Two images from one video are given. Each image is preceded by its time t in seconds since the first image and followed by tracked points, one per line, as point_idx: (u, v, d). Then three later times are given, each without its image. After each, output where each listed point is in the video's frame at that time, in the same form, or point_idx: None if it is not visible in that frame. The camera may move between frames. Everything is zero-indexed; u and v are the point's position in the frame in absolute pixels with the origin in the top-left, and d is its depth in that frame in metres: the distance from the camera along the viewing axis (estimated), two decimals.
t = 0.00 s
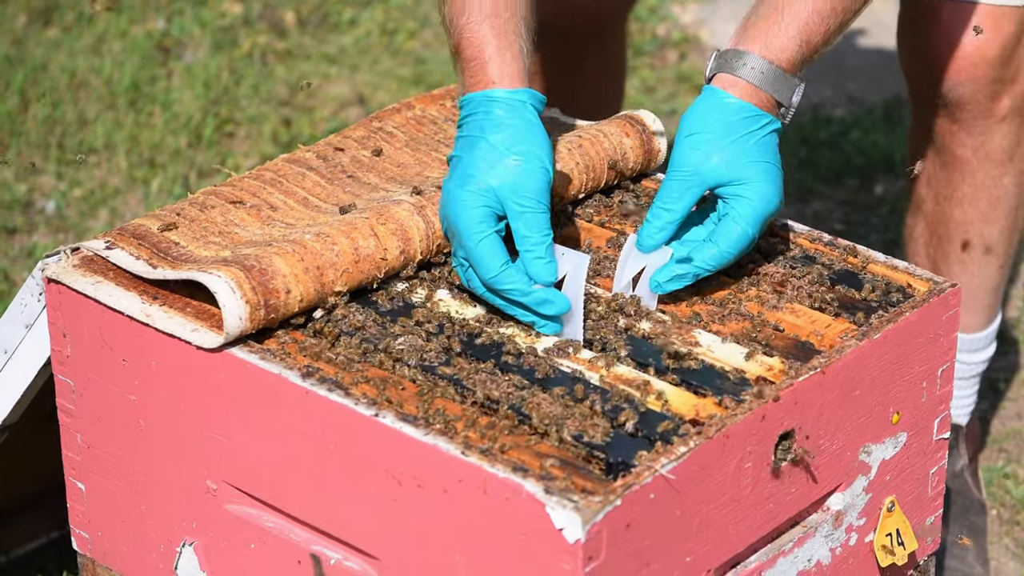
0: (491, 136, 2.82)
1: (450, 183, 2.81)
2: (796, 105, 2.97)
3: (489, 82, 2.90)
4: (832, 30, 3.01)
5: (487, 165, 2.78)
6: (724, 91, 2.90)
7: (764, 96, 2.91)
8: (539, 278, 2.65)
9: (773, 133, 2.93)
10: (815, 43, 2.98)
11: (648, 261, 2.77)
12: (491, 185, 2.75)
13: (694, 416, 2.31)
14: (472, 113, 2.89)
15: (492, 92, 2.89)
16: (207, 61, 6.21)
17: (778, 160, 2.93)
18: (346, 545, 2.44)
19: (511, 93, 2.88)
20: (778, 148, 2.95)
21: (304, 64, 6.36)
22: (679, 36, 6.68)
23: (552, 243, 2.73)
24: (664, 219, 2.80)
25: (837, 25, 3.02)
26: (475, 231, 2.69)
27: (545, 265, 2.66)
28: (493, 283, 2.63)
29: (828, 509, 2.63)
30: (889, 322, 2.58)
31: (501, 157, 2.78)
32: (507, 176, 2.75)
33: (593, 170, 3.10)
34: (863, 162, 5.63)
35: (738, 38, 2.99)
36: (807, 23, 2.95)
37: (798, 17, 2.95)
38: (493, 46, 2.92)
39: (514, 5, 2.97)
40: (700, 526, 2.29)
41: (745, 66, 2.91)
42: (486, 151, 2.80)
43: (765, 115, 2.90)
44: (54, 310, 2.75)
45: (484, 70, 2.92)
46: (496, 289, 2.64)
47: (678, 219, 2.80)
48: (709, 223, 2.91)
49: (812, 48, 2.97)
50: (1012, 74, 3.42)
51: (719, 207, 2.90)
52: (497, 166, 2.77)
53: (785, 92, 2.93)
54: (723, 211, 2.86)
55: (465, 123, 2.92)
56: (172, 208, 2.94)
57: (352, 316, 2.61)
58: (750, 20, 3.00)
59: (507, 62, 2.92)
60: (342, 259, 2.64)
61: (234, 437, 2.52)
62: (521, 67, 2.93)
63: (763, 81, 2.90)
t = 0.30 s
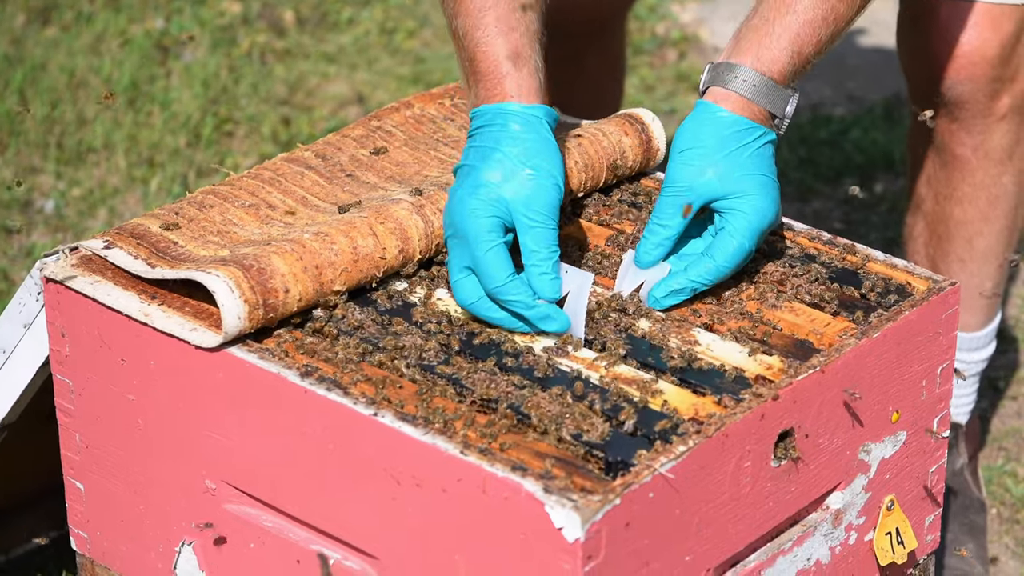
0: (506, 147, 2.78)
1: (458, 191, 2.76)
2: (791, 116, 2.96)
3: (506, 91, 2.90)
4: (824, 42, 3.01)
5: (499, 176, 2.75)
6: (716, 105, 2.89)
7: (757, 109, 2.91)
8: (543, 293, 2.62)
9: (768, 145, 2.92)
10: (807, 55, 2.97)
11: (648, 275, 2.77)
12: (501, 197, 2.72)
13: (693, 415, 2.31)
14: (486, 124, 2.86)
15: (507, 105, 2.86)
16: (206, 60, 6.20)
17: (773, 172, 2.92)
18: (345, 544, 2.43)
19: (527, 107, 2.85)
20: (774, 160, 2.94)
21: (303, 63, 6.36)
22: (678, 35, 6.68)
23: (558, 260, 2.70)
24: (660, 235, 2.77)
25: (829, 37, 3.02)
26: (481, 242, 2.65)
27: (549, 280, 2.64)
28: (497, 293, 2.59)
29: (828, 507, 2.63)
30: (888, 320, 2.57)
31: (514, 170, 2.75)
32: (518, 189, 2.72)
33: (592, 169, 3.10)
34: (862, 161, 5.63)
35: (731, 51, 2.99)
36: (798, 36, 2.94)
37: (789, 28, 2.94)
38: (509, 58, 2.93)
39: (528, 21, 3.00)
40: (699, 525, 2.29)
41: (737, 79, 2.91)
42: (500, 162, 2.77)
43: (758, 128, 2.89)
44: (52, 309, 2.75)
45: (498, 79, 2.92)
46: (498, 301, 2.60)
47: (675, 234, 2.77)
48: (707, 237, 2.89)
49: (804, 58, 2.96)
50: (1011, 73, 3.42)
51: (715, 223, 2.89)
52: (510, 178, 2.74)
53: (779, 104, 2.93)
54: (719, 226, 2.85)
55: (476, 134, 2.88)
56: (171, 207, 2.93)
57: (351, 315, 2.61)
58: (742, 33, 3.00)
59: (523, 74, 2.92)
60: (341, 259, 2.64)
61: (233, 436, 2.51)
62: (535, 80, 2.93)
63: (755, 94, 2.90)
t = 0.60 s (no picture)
0: (519, 158, 2.77)
1: (465, 197, 2.76)
2: (785, 115, 2.97)
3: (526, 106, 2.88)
4: (817, 45, 3.01)
5: (509, 186, 2.73)
6: (710, 108, 2.90)
7: (751, 109, 2.91)
8: (544, 306, 2.59)
9: (764, 144, 2.92)
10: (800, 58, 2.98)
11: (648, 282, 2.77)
12: (509, 207, 2.70)
13: (692, 415, 2.30)
14: (500, 133, 2.84)
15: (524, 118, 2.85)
16: (205, 59, 6.20)
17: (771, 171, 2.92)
18: (344, 544, 2.43)
19: (544, 121, 2.85)
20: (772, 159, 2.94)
21: (302, 62, 6.35)
22: (677, 34, 6.67)
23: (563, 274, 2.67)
24: (659, 241, 2.79)
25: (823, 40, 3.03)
26: (486, 249, 2.65)
27: (552, 293, 2.60)
28: (497, 301, 2.57)
29: (827, 507, 2.62)
30: (888, 319, 2.57)
31: (526, 181, 2.74)
32: (528, 200, 2.70)
33: (591, 168, 3.09)
34: (861, 160, 5.62)
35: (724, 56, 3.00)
36: (790, 37, 2.95)
37: (782, 30, 2.95)
38: (525, 74, 2.92)
39: (541, 36, 2.99)
40: (699, 524, 2.29)
41: (731, 79, 2.91)
42: (511, 171, 2.75)
43: (753, 127, 2.89)
44: (51, 309, 2.75)
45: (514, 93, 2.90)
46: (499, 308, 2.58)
47: (673, 240, 2.79)
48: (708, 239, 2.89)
49: (796, 57, 2.96)
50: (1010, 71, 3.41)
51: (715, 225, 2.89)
52: (520, 188, 2.72)
53: (772, 103, 2.93)
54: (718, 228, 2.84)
55: (487, 142, 2.87)
56: (169, 206, 2.93)
57: (350, 314, 2.61)
58: (734, 38, 3.01)
59: (541, 91, 2.92)
60: (340, 258, 2.64)
61: (231, 436, 2.51)
62: (552, 97, 2.93)
63: (750, 93, 2.90)
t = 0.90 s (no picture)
0: (527, 163, 2.79)
1: (468, 199, 2.77)
2: (774, 108, 2.98)
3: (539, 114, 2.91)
4: (808, 45, 3.04)
5: (514, 190, 2.75)
6: (698, 107, 2.97)
7: (733, 101, 2.97)
8: (553, 310, 2.60)
9: (756, 132, 2.95)
10: (785, 55, 3.01)
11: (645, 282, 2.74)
12: (516, 210, 2.72)
13: (691, 411, 2.30)
14: (508, 138, 2.87)
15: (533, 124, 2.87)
16: (202, 56, 6.19)
17: (767, 161, 2.93)
18: (343, 541, 2.43)
19: (554, 128, 2.88)
20: (768, 147, 2.96)
21: (300, 59, 6.35)
22: (675, 30, 6.67)
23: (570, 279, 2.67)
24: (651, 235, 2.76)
25: (815, 41, 3.05)
26: (487, 250, 2.64)
27: (560, 299, 2.61)
28: (492, 302, 2.56)
29: (827, 503, 2.62)
30: (886, 315, 2.57)
31: (533, 185, 2.75)
32: (535, 203, 2.71)
33: (590, 166, 3.09)
34: (860, 156, 5.62)
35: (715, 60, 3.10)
36: (773, 36, 3.00)
37: (766, 28, 3.01)
38: (534, 82, 2.94)
39: (549, 43, 3.01)
40: (698, 521, 2.29)
41: (715, 75, 3.01)
42: (517, 176, 2.77)
43: (739, 118, 2.95)
44: (49, 306, 2.74)
45: (523, 101, 2.92)
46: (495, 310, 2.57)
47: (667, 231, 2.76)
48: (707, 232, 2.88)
49: (779, 54, 3.00)
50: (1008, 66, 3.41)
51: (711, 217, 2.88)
52: (525, 192, 2.74)
53: (758, 96, 2.97)
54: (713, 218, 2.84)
55: (495, 147, 2.89)
56: (167, 203, 2.93)
57: (349, 311, 2.60)
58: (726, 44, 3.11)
59: (550, 98, 2.94)
60: (338, 255, 2.63)
61: (230, 433, 2.51)
62: (561, 104, 2.95)
63: (729, 85, 2.97)
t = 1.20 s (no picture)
0: (530, 151, 2.79)
1: (468, 184, 2.75)
2: (777, 109, 2.89)
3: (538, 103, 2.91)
4: (820, 48, 2.98)
5: (517, 175, 2.74)
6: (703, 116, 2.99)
7: (738, 103, 2.96)
8: (549, 299, 2.57)
9: (750, 129, 2.89)
10: (792, 56, 2.97)
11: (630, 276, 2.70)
12: (515, 196, 2.70)
13: (691, 403, 2.30)
14: (508, 125, 2.86)
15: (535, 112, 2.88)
16: (201, 46, 6.17)
17: (769, 154, 2.86)
18: (342, 533, 2.43)
19: (555, 118, 2.89)
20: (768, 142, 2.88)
21: (299, 49, 6.33)
22: (675, 21, 6.65)
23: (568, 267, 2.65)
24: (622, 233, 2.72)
25: (830, 46, 2.99)
26: (488, 234, 2.62)
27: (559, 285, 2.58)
28: (490, 285, 2.53)
29: (826, 494, 2.62)
30: (887, 307, 2.57)
31: (536, 172, 2.75)
32: (534, 189, 2.70)
33: (590, 157, 3.08)
34: (860, 147, 5.61)
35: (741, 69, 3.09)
36: (778, 34, 3.00)
37: (776, 32, 3.00)
38: (534, 71, 2.95)
39: (547, 33, 3.02)
40: (697, 513, 2.28)
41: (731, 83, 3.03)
42: (520, 162, 2.76)
43: (744, 118, 2.92)
44: (47, 297, 2.74)
45: (523, 89, 2.92)
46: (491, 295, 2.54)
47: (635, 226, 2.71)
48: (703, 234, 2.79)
49: (787, 57, 2.96)
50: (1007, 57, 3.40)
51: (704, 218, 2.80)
52: (527, 178, 2.73)
53: (761, 98, 2.92)
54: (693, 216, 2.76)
55: (493, 134, 2.88)
56: (166, 194, 2.92)
57: (349, 302, 2.60)
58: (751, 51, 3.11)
59: (550, 87, 2.95)
60: (337, 246, 2.63)
61: (229, 424, 2.50)
62: (560, 94, 2.96)
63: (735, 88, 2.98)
